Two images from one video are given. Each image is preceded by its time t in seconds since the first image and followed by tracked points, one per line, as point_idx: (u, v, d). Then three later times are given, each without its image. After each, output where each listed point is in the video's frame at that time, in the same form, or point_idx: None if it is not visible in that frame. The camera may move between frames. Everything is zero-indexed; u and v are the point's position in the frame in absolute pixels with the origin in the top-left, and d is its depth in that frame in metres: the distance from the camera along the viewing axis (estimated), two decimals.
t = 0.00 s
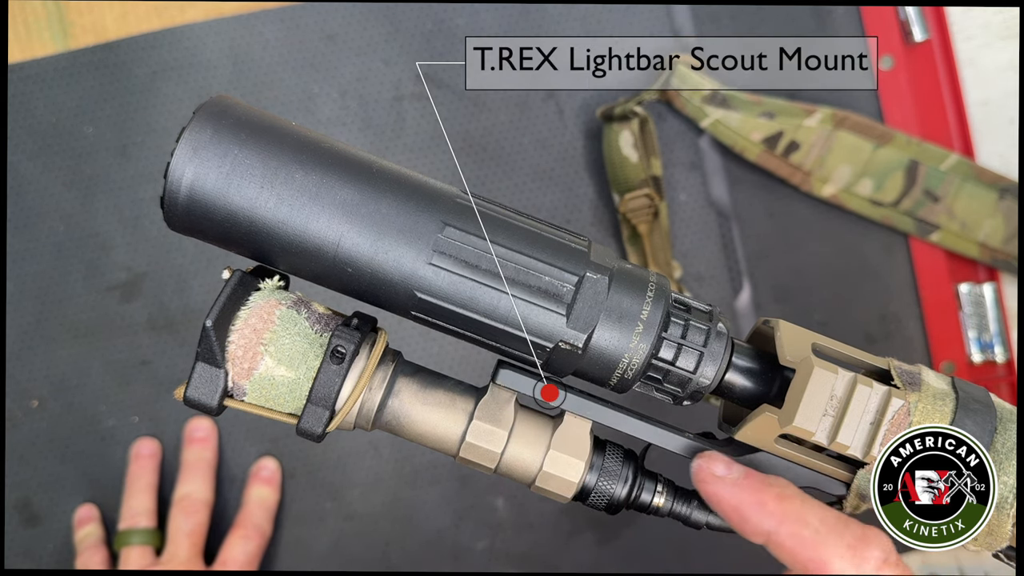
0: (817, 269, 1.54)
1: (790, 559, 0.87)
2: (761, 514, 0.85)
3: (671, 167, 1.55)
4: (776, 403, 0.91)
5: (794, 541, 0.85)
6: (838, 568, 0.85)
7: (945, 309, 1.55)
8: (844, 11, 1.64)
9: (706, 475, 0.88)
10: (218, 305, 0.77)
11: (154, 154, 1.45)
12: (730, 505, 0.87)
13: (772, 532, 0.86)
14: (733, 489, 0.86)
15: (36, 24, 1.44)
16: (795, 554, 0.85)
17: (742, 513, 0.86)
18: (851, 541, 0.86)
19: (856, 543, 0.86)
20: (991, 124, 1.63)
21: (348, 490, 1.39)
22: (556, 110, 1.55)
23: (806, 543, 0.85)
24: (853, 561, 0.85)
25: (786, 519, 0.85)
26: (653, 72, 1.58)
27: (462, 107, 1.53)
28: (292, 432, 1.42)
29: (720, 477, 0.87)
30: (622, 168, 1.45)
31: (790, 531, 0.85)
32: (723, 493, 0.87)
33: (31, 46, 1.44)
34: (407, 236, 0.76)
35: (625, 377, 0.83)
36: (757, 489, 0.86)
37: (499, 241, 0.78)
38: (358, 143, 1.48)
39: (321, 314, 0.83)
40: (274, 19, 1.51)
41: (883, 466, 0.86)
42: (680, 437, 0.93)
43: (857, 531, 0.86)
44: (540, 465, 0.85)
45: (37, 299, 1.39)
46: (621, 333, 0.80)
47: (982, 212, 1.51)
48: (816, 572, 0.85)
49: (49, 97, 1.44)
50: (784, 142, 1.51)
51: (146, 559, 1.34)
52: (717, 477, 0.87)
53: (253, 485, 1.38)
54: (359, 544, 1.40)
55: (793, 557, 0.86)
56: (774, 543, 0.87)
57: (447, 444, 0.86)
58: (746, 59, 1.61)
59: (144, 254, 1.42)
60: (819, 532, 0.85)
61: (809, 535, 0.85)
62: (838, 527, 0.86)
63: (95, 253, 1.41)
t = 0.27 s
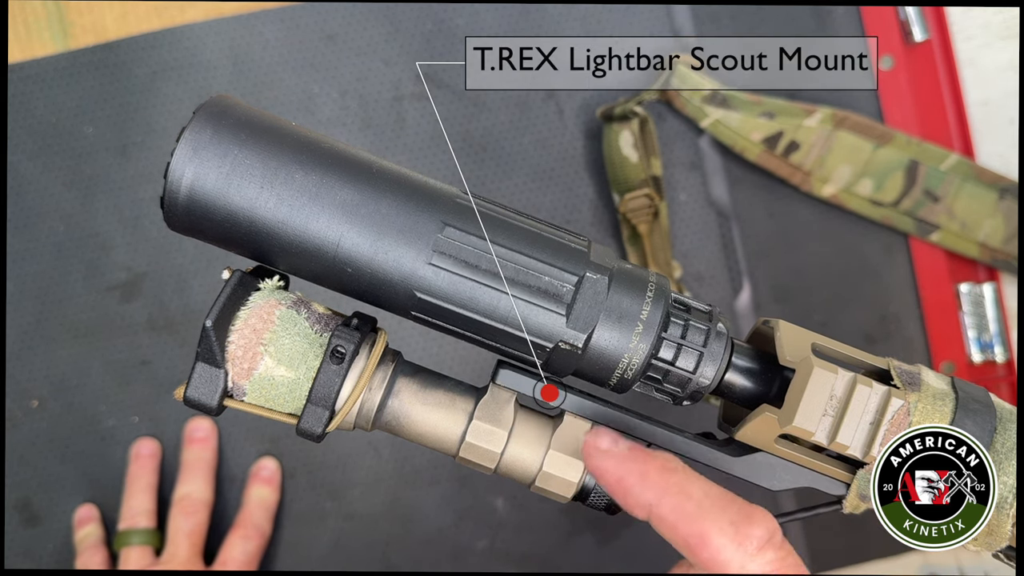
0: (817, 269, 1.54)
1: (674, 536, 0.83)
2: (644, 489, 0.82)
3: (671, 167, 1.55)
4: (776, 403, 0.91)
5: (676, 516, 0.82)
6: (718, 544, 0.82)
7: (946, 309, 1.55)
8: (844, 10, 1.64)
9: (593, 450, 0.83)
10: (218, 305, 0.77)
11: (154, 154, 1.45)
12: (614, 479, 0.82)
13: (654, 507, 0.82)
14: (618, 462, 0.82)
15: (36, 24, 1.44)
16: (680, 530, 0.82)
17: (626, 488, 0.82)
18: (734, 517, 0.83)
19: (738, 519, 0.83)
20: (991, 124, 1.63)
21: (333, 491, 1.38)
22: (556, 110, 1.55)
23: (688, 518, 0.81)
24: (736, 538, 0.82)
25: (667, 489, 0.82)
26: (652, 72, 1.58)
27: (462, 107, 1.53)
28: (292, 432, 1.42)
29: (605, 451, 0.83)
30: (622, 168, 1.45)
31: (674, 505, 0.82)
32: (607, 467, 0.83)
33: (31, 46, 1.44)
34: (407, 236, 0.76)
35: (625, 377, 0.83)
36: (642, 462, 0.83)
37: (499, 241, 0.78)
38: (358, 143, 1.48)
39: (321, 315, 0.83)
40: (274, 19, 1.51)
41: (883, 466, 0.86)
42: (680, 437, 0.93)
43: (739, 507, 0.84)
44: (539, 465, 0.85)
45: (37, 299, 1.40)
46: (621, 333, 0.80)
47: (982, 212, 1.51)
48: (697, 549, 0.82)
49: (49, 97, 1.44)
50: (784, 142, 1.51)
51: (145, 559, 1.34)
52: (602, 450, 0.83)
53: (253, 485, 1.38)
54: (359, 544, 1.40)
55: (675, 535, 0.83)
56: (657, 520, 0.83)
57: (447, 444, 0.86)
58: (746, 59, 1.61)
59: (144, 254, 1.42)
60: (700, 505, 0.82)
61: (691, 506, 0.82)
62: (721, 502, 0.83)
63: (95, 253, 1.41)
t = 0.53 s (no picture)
0: (817, 269, 1.54)
1: (615, 484, 0.85)
2: (594, 435, 0.83)
3: (671, 167, 1.55)
4: (776, 403, 0.91)
5: (620, 464, 0.83)
6: (658, 495, 0.84)
7: (946, 309, 1.55)
8: (844, 10, 1.63)
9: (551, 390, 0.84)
10: (218, 305, 0.77)
11: (154, 154, 1.45)
12: (565, 421, 0.84)
13: (600, 455, 0.84)
14: (574, 407, 0.83)
15: (36, 24, 1.44)
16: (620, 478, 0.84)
17: (577, 432, 0.84)
18: (675, 472, 0.84)
19: (679, 473, 0.84)
20: (991, 124, 1.63)
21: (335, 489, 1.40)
22: (556, 110, 1.55)
23: (631, 467, 0.84)
24: (674, 490, 0.84)
25: (615, 440, 0.84)
26: (653, 72, 1.58)
27: (462, 107, 1.53)
28: (292, 432, 1.42)
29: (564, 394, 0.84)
30: (622, 168, 1.45)
31: (618, 455, 0.83)
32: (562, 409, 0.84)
33: (31, 46, 1.44)
34: (407, 236, 0.76)
35: (624, 377, 0.83)
36: (597, 410, 0.84)
37: (499, 240, 0.78)
38: (358, 143, 1.48)
39: (321, 314, 0.83)
40: (274, 19, 1.51)
41: (883, 466, 0.86)
42: (680, 437, 0.93)
43: (682, 462, 0.85)
44: (539, 465, 0.85)
45: (37, 299, 1.39)
46: (621, 332, 0.80)
47: (982, 212, 1.51)
48: (636, 497, 0.84)
49: (49, 96, 1.44)
50: (784, 142, 1.51)
51: (145, 559, 1.34)
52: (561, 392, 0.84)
53: (253, 485, 1.38)
54: (359, 544, 1.40)
55: (616, 482, 0.85)
56: (601, 466, 0.85)
57: (447, 444, 0.86)
58: (746, 59, 1.61)
59: (145, 254, 1.42)
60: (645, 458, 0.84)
61: (636, 459, 0.84)
62: (665, 458, 0.85)
63: (95, 253, 1.41)
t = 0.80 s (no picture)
0: (817, 269, 1.54)
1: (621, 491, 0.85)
2: (598, 444, 0.83)
3: (671, 167, 1.55)
4: (776, 403, 0.91)
5: (626, 471, 0.83)
6: (668, 501, 0.84)
7: (946, 309, 1.55)
8: (845, 10, 1.63)
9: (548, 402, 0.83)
10: (218, 305, 0.77)
11: (154, 154, 1.45)
12: (567, 431, 0.83)
13: (606, 462, 0.83)
14: (574, 417, 0.82)
15: (36, 24, 1.44)
16: (627, 485, 0.84)
17: (578, 442, 0.83)
18: (681, 474, 0.84)
19: (685, 476, 0.84)
20: (991, 124, 1.63)
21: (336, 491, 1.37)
22: (556, 110, 1.55)
23: (637, 474, 0.83)
24: (683, 495, 0.84)
25: (618, 446, 0.83)
26: (653, 72, 1.58)
27: (462, 107, 1.53)
28: (293, 432, 1.42)
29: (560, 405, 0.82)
30: (622, 168, 1.45)
31: (625, 461, 0.84)
32: (561, 419, 0.82)
33: (31, 46, 1.44)
34: (407, 236, 0.76)
35: (624, 377, 0.83)
36: (596, 418, 0.84)
37: (499, 241, 0.78)
38: (358, 143, 1.48)
39: (321, 314, 0.83)
40: (274, 19, 1.51)
41: (883, 466, 0.86)
42: (680, 437, 0.93)
43: (687, 465, 0.85)
44: (539, 465, 0.85)
45: (37, 299, 1.39)
46: (621, 333, 0.80)
47: (982, 212, 1.51)
48: (645, 503, 0.84)
49: (49, 96, 1.44)
50: (784, 142, 1.51)
51: (146, 559, 1.34)
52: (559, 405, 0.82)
53: (253, 485, 1.38)
54: (360, 544, 1.40)
55: (624, 490, 0.84)
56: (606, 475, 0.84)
57: (447, 444, 0.86)
58: (746, 59, 1.61)
59: (145, 254, 1.42)
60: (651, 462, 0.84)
61: (642, 465, 0.84)
62: (670, 460, 0.85)
63: (95, 253, 1.41)
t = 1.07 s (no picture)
0: (817, 269, 1.54)
1: None
2: None
3: (671, 167, 1.55)
4: (776, 403, 0.91)
5: None
6: None
7: (946, 309, 1.55)
8: (844, 11, 1.63)
9: None
10: (218, 305, 0.77)
11: (154, 154, 1.45)
12: None
13: None
14: None
15: (36, 24, 1.44)
16: None
17: None
18: None
19: None
20: (991, 124, 1.63)
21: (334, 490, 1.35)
22: (556, 110, 1.55)
23: None
24: None
25: None
26: (653, 72, 1.58)
27: (462, 106, 1.53)
28: (293, 432, 1.42)
29: None
30: (622, 168, 1.45)
31: None
32: None
33: (31, 45, 1.44)
34: (407, 236, 0.76)
35: (624, 377, 0.83)
36: None
37: (500, 240, 0.78)
38: (358, 143, 1.48)
39: (321, 314, 0.83)
40: (274, 19, 1.51)
41: (883, 466, 0.86)
42: (680, 437, 0.92)
43: None
44: (539, 465, 0.85)
45: (37, 300, 1.39)
46: (621, 333, 0.80)
47: (982, 212, 1.51)
48: None
49: (49, 97, 1.44)
50: (784, 142, 1.51)
51: (146, 559, 1.34)
52: None
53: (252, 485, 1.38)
54: (360, 544, 1.40)
55: None
56: None
57: (448, 444, 0.86)
58: (746, 59, 1.61)
59: (145, 254, 1.42)
60: None
61: None
62: None
63: (95, 253, 1.41)
